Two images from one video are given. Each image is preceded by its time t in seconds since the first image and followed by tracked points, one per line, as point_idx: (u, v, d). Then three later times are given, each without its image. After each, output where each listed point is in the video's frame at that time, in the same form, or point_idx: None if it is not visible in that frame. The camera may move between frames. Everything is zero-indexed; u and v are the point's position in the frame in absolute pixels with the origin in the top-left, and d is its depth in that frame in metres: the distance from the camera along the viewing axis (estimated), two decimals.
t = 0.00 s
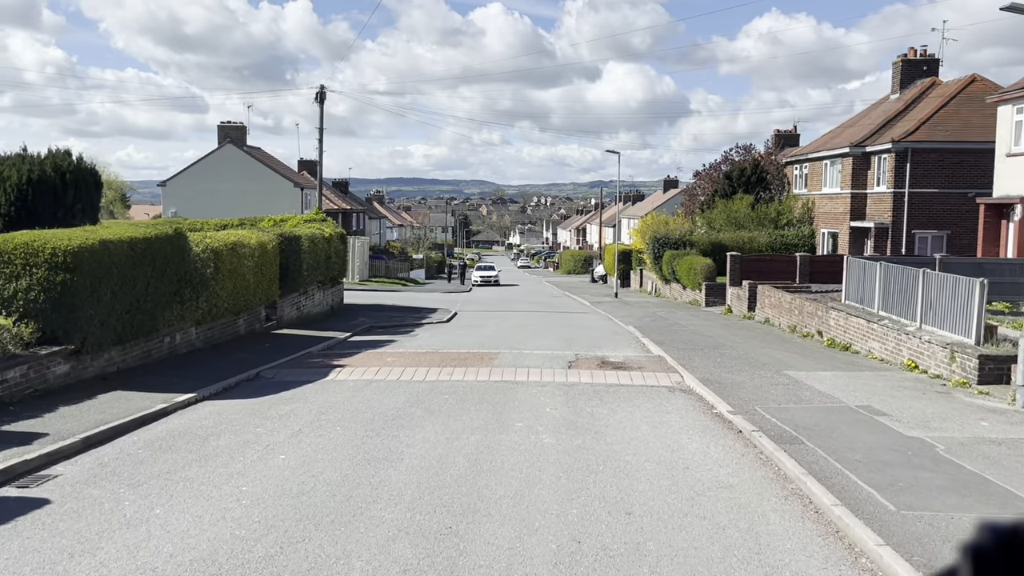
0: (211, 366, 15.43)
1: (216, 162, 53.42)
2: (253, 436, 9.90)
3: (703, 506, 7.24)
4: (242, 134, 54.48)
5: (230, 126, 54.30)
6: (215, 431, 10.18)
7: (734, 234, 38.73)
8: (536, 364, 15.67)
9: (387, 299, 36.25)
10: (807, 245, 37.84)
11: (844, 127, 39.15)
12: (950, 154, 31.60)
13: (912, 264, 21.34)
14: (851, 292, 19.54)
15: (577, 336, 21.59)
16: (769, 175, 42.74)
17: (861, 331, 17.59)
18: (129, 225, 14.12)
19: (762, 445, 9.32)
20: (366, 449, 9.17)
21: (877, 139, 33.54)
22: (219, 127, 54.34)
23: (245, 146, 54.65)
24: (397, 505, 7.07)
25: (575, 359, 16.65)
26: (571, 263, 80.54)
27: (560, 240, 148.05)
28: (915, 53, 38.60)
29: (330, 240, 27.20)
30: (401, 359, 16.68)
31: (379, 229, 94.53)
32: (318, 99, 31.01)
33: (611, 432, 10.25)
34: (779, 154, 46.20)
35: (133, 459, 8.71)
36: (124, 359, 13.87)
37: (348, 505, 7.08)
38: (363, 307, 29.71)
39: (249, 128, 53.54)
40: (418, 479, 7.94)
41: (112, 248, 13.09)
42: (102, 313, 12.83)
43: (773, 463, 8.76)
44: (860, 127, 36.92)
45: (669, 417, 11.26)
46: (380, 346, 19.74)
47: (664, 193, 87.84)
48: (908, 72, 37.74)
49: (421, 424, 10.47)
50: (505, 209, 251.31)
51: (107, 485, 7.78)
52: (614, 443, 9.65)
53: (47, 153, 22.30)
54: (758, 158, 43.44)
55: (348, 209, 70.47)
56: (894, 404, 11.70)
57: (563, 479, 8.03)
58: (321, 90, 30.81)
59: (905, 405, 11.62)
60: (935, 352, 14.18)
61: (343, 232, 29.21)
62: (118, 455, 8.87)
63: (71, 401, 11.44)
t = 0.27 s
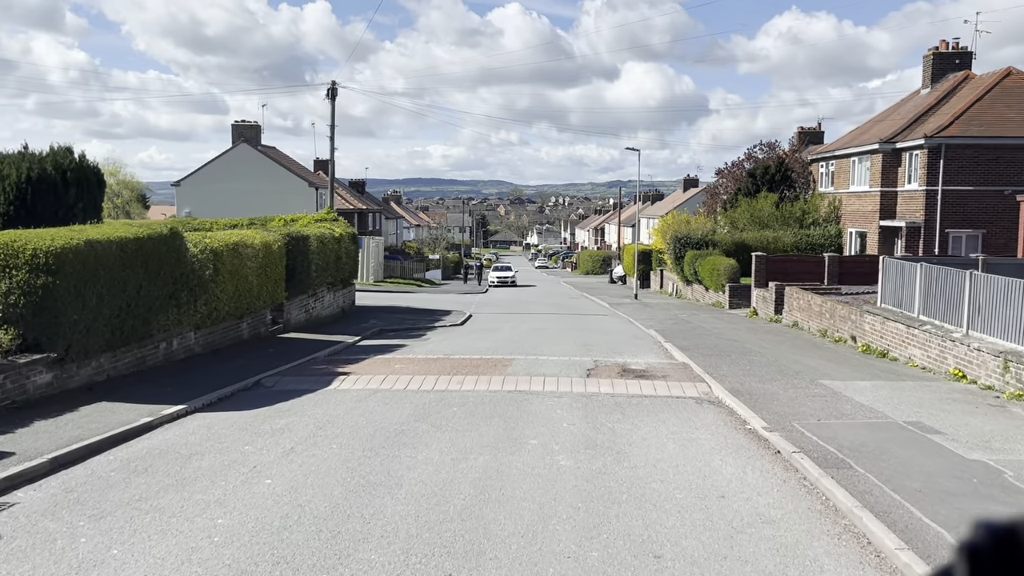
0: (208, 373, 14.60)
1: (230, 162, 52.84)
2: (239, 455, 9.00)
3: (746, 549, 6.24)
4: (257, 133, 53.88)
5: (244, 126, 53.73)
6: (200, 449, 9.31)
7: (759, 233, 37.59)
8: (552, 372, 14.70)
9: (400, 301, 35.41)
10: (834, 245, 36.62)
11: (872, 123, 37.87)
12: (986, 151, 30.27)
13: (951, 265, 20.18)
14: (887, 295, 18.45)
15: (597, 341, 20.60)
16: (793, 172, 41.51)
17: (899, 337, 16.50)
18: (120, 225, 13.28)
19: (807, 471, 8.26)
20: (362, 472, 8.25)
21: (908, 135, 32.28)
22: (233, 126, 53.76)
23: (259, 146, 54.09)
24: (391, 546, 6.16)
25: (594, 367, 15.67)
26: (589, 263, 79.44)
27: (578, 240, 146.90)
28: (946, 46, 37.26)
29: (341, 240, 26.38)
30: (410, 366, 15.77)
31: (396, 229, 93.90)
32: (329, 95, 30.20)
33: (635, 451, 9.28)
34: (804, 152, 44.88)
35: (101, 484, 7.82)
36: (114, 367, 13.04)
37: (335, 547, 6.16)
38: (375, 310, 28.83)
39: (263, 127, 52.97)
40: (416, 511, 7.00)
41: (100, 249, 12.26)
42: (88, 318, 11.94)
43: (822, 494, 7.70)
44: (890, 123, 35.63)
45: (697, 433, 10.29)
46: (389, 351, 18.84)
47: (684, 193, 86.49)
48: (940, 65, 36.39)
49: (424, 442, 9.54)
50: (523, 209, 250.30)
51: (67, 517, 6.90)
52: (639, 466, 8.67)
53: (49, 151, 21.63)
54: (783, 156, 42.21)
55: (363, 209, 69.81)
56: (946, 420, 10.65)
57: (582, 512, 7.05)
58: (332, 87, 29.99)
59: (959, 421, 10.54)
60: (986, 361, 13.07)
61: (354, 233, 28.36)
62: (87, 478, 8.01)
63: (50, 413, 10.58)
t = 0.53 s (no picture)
0: (203, 382, 13.72)
1: (244, 161, 52.20)
2: (218, 480, 8.08)
3: None
4: (270, 131, 53.22)
5: (257, 125, 53.06)
6: (176, 471, 8.41)
7: (784, 233, 36.38)
8: (569, 382, 13.69)
9: (413, 303, 34.51)
10: (862, 245, 35.35)
11: (902, 118, 36.52)
12: None
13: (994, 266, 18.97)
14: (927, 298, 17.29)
15: (616, 346, 19.57)
16: (819, 170, 40.21)
17: (942, 344, 15.36)
18: (106, 224, 12.42)
19: (860, 504, 7.21)
20: (351, 503, 7.30)
21: (941, 130, 30.96)
22: (247, 124, 53.11)
23: (273, 145, 53.42)
24: None
25: (613, 375, 14.66)
26: (608, 264, 78.25)
27: (596, 240, 145.61)
28: (979, 38, 35.85)
29: (350, 240, 25.51)
30: (417, 374, 14.84)
31: (412, 229, 93.15)
32: (340, 91, 29.33)
33: (660, 477, 8.28)
34: (830, 149, 43.54)
35: (56, 517, 6.92)
36: (99, 377, 12.18)
37: None
38: (386, 312, 27.94)
39: (277, 126, 52.28)
40: (408, 555, 6.04)
41: (82, 249, 11.40)
42: (68, 324, 11.07)
43: (881, 535, 6.64)
44: (921, 118, 34.29)
45: (729, 454, 9.26)
46: (397, 357, 17.92)
47: (704, 192, 85.07)
48: (973, 58, 35.01)
49: (425, 464, 8.58)
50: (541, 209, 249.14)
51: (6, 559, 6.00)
52: (665, 496, 7.66)
53: (48, 149, 20.89)
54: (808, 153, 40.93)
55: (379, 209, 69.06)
56: (1007, 440, 9.56)
57: (601, 556, 6.06)
58: (342, 82, 29.11)
59: (1022, 442, 9.45)
60: None
61: (365, 232, 27.48)
62: (42, 509, 7.12)
63: (20, 429, 9.71)
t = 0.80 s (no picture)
0: (193, 392, 12.81)
1: (256, 160, 51.57)
2: (184, 512, 7.11)
3: None
4: (283, 130, 52.55)
5: (270, 123, 52.38)
6: (140, 500, 7.48)
7: (809, 233, 35.15)
8: (586, 394, 12.67)
9: (426, 304, 33.62)
10: (891, 245, 34.03)
11: (932, 113, 35.14)
12: None
13: None
14: (970, 302, 16.09)
15: (635, 351, 18.55)
16: (845, 167, 38.88)
17: (989, 352, 14.18)
18: (85, 223, 11.52)
19: (926, 550, 6.13)
20: (331, 544, 6.33)
21: (975, 125, 29.62)
22: (260, 123, 52.46)
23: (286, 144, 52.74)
24: None
25: (634, 384, 13.63)
26: (626, 264, 77.04)
27: (614, 240, 144.26)
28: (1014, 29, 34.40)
29: (358, 240, 24.61)
30: (423, 382, 13.87)
31: (429, 229, 92.38)
32: (349, 86, 28.43)
33: (688, 509, 7.26)
34: (857, 146, 42.17)
35: None
36: (78, 388, 11.28)
37: None
38: (397, 314, 27.05)
39: (290, 124, 51.56)
40: None
41: (56, 250, 10.50)
42: (40, 331, 10.18)
43: None
44: (953, 112, 32.92)
45: (764, 481, 8.23)
46: (404, 363, 16.97)
47: (724, 191, 83.62)
48: (1007, 50, 33.58)
49: (420, 493, 7.59)
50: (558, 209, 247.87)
51: None
52: (695, 535, 6.62)
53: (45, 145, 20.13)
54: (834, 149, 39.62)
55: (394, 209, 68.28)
56: None
57: None
58: (352, 77, 28.22)
59: None
60: None
61: (374, 232, 26.60)
62: None
63: None
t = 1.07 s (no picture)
0: (178, 402, 11.89)
1: (267, 158, 50.86)
2: (134, 553, 6.16)
3: None
4: (294, 128, 51.83)
5: (281, 121, 51.65)
6: (88, 536, 6.53)
7: (833, 232, 33.92)
8: (599, 406, 11.65)
9: (437, 306, 32.70)
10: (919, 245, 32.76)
11: (963, 107, 33.80)
12: None
13: None
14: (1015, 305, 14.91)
15: (654, 357, 17.52)
16: (870, 164, 37.57)
17: None
18: (56, 221, 10.63)
19: None
20: None
21: (1010, 119, 28.32)
22: (270, 121, 51.74)
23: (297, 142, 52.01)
24: None
25: (652, 396, 12.60)
26: (643, 264, 75.82)
27: (631, 240, 142.90)
28: None
29: (364, 240, 23.69)
30: (425, 393, 12.90)
31: (443, 229, 91.56)
32: (357, 81, 27.53)
33: (717, 553, 6.24)
34: (882, 142, 40.82)
35: None
36: (50, 401, 10.36)
37: None
38: (405, 317, 26.13)
39: (301, 122, 50.81)
40: None
41: (20, 250, 9.58)
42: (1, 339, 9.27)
43: None
44: (985, 106, 31.59)
45: (802, 513, 7.20)
46: (407, 370, 16.01)
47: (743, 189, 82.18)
48: None
49: (408, 530, 6.60)
50: (574, 209, 246.55)
51: None
52: None
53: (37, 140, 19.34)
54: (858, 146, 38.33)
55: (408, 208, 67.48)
56: None
57: None
58: (360, 71, 27.30)
59: None
60: None
61: (382, 231, 25.71)
62: None
63: None
